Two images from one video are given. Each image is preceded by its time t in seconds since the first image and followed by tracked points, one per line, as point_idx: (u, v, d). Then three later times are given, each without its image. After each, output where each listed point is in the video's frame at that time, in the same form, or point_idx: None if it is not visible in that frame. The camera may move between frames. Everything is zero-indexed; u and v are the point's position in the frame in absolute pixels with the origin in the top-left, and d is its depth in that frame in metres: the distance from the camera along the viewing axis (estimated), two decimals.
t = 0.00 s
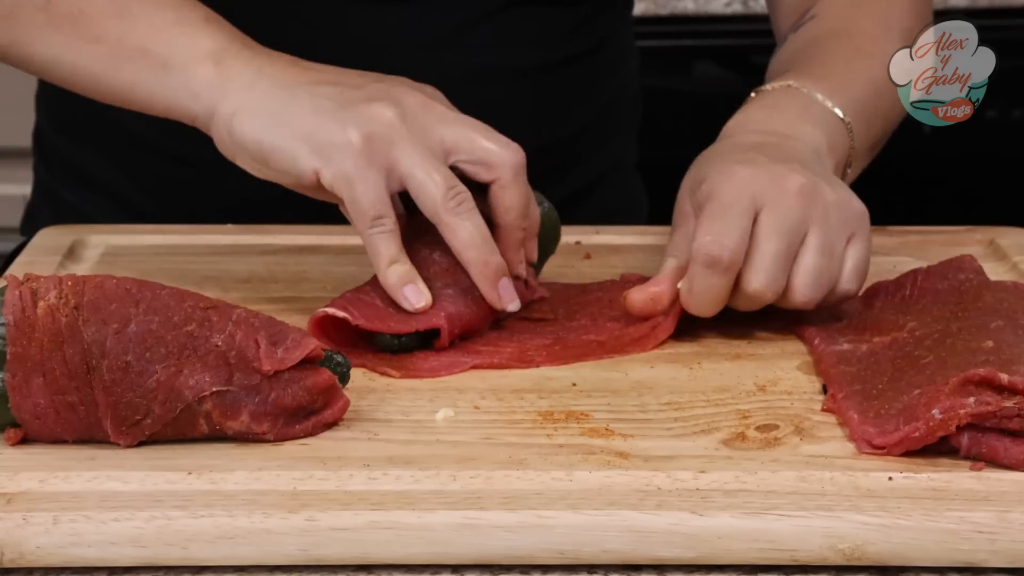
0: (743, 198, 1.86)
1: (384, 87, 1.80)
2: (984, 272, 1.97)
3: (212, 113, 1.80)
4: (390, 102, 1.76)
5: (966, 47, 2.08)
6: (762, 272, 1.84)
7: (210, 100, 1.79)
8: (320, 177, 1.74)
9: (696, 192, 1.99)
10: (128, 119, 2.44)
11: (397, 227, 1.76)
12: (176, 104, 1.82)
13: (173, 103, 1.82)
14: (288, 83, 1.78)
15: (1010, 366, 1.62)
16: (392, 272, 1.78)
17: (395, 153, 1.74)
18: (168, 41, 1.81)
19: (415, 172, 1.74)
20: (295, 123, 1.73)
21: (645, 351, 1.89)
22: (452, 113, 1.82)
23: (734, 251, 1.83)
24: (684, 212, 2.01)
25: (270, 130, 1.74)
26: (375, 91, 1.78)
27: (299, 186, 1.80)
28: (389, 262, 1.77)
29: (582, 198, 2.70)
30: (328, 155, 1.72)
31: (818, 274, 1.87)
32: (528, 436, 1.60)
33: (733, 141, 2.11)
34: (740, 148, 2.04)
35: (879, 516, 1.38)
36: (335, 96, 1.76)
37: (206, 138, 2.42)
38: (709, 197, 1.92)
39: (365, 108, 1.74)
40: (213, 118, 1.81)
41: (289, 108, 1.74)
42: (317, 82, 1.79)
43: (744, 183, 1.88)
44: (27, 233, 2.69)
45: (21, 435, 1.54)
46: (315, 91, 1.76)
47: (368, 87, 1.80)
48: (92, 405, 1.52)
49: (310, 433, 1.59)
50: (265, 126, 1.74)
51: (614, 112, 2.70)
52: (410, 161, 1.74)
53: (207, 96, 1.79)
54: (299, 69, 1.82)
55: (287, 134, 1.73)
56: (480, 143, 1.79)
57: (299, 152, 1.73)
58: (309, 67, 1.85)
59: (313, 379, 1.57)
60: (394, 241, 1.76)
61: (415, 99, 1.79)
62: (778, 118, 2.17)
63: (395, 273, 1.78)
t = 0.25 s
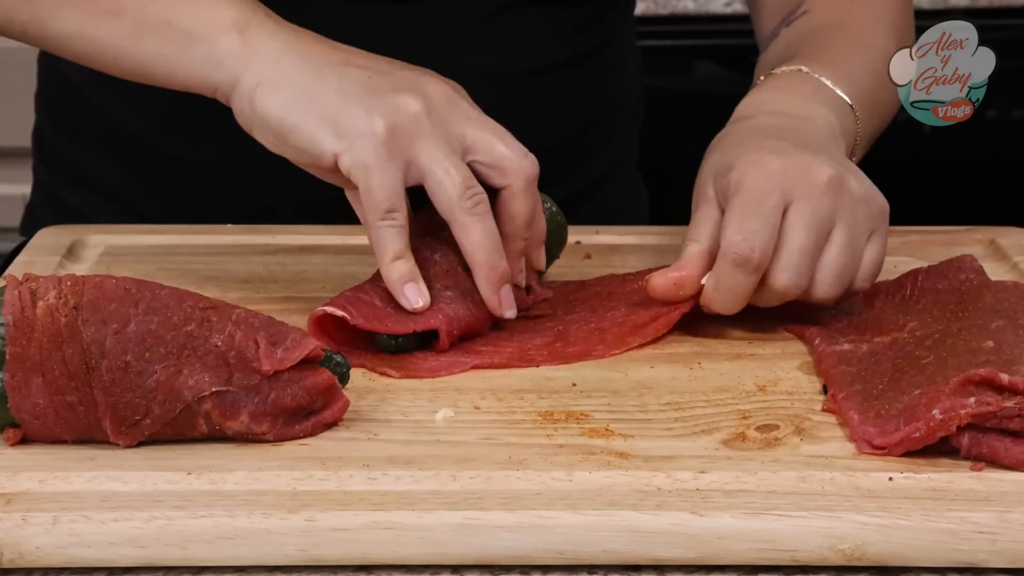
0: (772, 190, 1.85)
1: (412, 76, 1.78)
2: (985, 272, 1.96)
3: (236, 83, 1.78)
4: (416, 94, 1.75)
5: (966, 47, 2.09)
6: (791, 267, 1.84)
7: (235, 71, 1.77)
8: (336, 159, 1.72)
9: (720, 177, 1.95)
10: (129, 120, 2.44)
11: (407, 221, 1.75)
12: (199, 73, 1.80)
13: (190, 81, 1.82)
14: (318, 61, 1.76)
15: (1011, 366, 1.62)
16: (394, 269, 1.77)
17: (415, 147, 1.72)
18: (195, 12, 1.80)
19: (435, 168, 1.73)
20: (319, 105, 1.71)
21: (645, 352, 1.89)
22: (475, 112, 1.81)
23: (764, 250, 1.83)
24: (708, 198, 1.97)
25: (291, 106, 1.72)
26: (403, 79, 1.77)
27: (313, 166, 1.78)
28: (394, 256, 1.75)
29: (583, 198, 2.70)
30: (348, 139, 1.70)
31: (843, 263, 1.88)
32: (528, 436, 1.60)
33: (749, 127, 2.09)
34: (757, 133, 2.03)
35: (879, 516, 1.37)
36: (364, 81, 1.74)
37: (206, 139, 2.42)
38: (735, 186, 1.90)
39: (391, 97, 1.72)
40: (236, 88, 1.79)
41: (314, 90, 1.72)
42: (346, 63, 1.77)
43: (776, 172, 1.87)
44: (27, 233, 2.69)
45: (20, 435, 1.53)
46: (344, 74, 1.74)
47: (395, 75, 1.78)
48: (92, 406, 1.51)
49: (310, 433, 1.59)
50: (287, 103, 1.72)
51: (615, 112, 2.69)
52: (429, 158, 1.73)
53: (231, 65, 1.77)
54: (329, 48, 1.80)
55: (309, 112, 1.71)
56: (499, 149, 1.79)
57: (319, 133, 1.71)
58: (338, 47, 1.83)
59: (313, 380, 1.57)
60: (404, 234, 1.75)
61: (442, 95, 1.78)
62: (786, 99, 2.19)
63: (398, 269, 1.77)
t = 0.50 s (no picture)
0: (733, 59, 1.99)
1: (421, 75, 1.78)
2: (985, 272, 1.96)
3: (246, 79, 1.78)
4: (425, 94, 1.74)
5: (963, 48, 2.20)
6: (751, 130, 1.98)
7: (243, 66, 1.77)
8: (346, 160, 1.71)
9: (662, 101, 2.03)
10: (134, 121, 2.45)
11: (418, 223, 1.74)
12: (205, 70, 1.80)
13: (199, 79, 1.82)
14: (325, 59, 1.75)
15: (1010, 365, 1.62)
16: (409, 270, 1.76)
17: (425, 149, 1.72)
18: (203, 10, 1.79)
19: (445, 171, 1.73)
20: (330, 104, 1.70)
21: (645, 352, 1.89)
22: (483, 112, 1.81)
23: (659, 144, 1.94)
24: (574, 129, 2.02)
25: (300, 105, 1.71)
26: (411, 79, 1.76)
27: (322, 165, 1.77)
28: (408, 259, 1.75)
29: (585, 199, 2.69)
30: (359, 140, 1.69)
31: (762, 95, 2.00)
32: (528, 436, 1.60)
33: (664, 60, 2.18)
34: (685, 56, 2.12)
35: (879, 516, 1.38)
36: (374, 80, 1.74)
37: (211, 140, 2.44)
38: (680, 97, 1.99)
39: (401, 98, 1.72)
40: (246, 83, 1.78)
41: (324, 89, 1.71)
42: (354, 61, 1.76)
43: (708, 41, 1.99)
44: (28, 233, 2.69)
45: (21, 435, 1.54)
46: (354, 72, 1.74)
47: (404, 73, 1.77)
48: (92, 406, 1.52)
49: (310, 433, 1.59)
50: (296, 101, 1.72)
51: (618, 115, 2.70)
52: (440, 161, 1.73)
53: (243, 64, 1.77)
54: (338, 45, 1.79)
55: (318, 111, 1.71)
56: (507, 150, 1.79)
57: (329, 133, 1.70)
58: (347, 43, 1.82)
59: (313, 379, 1.57)
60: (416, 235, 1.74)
61: (452, 94, 1.77)
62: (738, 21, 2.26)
63: (411, 271, 1.76)
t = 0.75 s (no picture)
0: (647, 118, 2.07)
1: (476, 72, 1.77)
2: (984, 272, 1.97)
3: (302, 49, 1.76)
4: (477, 97, 1.74)
5: (966, 48, 2.20)
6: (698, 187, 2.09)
7: (303, 37, 1.76)
8: (387, 149, 1.71)
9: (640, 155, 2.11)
10: (143, 122, 2.46)
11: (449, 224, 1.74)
12: (263, 39, 1.78)
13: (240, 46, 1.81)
14: (383, 42, 1.73)
15: (1010, 365, 1.62)
16: (432, 273, 1.75)
17: (469, 152, 1.73)
18: None
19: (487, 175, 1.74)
20: (380, 90, 1.70)
21: (645, 352, 1.89)
22: (527, 121, 1.81)
23: (603, 136, 2.01)
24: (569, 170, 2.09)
25: (350, 87, 1.72)
26: (465, 75, 1.75)
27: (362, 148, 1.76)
28: (433, 260, 1.74)
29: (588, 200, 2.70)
30: (403, 131, 1.69)
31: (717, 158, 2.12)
32: (528, 436, 1.60)
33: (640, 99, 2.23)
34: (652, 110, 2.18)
35: (879, 516, 1.38)
36: (428, 73, 1.73)
37: (221, 141, 2.45)
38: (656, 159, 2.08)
39: (452, 96, 1.71)
40: (300, 54, 1.77)
41: (378, 74, 1.71)
42: (411, 49, 1.75)
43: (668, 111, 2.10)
44: (31, 233, 2.69)
45: (21, 435, 1.54)
46: (410, 61, 1.73)
47: (458, 69, 1.76)
48: (92, 405, 1.52)
49: (310, 433, 1.59)
50: (346, 82, 1.72)
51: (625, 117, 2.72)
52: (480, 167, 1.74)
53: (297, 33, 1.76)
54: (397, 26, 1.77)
55: (365, 96, 1.71)
56: (546, 164, 1.81)
57: (374, 120, 1.70)
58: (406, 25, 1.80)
59: (314, 379, 1.57)
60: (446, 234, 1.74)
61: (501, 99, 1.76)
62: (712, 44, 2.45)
63: (434, 274, 1.75)
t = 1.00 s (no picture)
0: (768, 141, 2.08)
1: (513, 81, 1.77)
2: (984, 272, 1.97)
3: (338, 43, 1.74)
4: (512, 106, 1.74)
5: (966, 48, 2.20)
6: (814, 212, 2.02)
7: (340, 30, 1.73)
8: (418, 147, 1.71)
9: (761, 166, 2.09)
10: (144, 121, 2.44)
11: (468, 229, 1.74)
12: (298, 32, 1.74)
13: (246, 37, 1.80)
14: (424, 42, 1.73)
15: (1010, 365, 1.62)
16: (439, 274, 1.75)
17: (499, 160, 1.72)
18: None
19: (512, 185, 1.74)
20: (418, 88, 1.69)
21: (645, 352, 1.89)
22: (558, 133, 1.81)
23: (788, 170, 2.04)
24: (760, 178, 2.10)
25: (386, 84, 1.71)
26: (502, 83, 1.75)
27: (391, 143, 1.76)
28: (444, 261, 1.74)
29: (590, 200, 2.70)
30: (437, 132, 1.68)
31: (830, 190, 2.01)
32: (528, 436, 1.60)
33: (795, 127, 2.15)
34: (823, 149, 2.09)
35: (879, 516, 1.38)
36: (467, 77, 1.72)
37: (221, 140, 2.43)
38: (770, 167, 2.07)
39: (488, 103, 1.71)
40: (335, 48, 1.75)
41: (419, 72, 1.70)
42: (451, 52, 1.74)
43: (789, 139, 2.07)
44: (32, 233, 2.69)
45: (21, 435, 1.54)
46: (450, 63, 1.72)
47: (496, 76, 1.76)
48: (92, 406, 1.51)
49: (310, 433, 1.59)
50: (383, 79, 1.71)
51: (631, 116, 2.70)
52: (506, 176, 1.73)
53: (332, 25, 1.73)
54: (438, 27, 1.77)
55: (400, 94, 1.70)
56: (570, 177, 1.82)
57: (409, 117, 1.70)
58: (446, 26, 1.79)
59: (314, 379, 1.57)
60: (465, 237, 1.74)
61: (536, 108, 1.77)
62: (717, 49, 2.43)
63: (443, 275, 1.75)
